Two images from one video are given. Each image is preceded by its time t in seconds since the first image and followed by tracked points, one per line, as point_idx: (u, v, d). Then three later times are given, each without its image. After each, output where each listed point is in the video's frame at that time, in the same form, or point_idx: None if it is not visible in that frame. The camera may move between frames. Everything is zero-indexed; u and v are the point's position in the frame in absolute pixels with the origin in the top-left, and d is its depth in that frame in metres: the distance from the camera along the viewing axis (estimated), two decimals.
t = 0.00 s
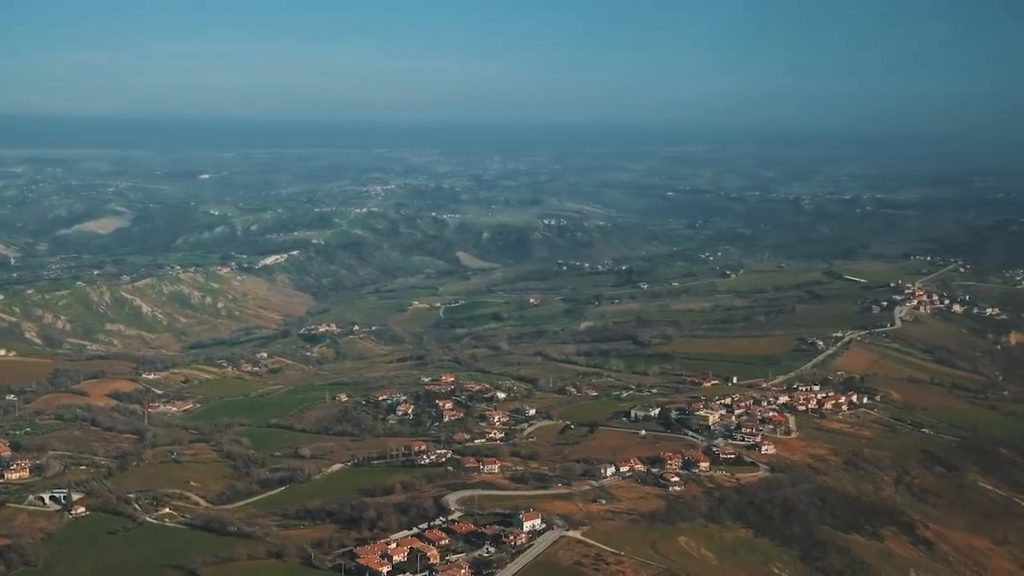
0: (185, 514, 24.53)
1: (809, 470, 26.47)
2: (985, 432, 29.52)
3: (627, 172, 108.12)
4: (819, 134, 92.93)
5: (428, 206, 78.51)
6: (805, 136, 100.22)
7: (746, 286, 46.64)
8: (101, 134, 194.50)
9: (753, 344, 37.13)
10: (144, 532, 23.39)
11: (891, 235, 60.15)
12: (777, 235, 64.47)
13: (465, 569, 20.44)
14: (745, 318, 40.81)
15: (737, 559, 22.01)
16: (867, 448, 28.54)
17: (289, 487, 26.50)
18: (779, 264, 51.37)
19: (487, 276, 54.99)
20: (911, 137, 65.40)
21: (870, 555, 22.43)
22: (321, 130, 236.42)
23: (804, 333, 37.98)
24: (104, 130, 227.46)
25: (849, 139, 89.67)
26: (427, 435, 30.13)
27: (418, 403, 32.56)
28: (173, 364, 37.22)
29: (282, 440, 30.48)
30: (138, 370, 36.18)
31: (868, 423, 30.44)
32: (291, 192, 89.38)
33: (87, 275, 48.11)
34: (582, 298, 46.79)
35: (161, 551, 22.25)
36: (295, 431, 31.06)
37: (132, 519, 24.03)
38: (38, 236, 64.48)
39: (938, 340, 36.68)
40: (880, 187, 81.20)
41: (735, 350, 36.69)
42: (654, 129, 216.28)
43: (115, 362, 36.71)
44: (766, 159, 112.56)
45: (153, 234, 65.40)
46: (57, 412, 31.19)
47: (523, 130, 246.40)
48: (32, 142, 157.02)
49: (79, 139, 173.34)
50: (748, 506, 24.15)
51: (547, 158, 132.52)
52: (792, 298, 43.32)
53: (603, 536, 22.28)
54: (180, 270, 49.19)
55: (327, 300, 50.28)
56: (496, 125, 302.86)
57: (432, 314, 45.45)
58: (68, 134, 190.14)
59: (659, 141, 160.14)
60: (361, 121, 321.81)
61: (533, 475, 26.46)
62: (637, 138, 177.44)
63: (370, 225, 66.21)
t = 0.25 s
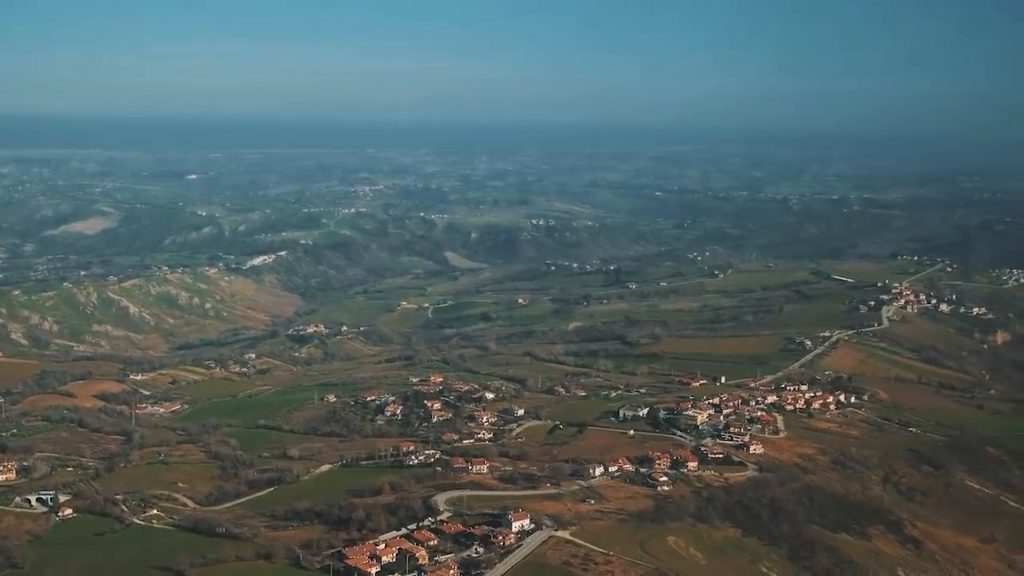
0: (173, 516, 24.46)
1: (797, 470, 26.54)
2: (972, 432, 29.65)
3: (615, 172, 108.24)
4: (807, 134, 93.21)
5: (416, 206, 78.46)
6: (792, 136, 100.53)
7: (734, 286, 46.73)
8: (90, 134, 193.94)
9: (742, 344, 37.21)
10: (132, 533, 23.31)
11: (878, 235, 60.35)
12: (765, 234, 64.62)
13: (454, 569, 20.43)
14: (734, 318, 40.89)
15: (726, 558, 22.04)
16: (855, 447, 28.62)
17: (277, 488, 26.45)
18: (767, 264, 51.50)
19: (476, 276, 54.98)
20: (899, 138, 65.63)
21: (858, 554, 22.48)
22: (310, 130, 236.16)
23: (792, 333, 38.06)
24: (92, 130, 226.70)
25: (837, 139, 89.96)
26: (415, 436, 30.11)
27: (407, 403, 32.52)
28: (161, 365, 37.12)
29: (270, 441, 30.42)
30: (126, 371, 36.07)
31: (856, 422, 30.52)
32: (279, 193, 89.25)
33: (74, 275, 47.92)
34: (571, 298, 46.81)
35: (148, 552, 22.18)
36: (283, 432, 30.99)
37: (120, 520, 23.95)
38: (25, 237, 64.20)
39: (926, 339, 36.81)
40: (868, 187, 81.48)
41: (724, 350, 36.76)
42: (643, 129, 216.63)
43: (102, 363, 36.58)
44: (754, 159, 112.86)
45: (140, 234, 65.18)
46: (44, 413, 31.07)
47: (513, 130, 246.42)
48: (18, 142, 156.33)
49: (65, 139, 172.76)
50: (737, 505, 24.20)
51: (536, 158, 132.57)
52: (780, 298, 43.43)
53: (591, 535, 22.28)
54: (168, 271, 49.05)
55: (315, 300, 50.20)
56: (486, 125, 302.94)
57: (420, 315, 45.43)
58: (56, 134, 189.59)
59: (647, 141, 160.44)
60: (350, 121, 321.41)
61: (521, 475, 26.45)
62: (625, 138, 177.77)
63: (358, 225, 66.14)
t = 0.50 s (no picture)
0: (162, 516, 24.40)
1: (787, 469, 26.58)
2: (960, 430, 29.77)
3: (605, 172, 108.31)
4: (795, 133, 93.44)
5: (405, 206, 78.38)
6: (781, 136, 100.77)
7: (724, 285, 46.80)
8: (78, 134, 193.31)
9: (732, 343, 37.27)
10: (121, 534, 23.25)
11: (867, 234, 60.52)
12: (754, 234, 64.73)
13: (444, 569, 20.42)
14: (723, 317, 40.95)
15: (716, 557, 22.06)
16: (844, 445, 28.70)
17: (267, 488, 26.40)
18: (757, 264, 51.58)
19: (465, 276, 54.96)
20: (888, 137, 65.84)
21: (847, 552, 22.53)
22: (300, 129, 235.83)
23: (782, 332, 38.13)
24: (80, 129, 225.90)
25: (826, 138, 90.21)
26: (405, 436, 30.08)
27: (396, 403, 32.49)
28: (150, 365, 37.03)
29: (259, 441, 30.36)
30: (114, 371, 35.97)
31: (845, 421, 30.60)
32: (268, 192, 89.06)
33: (62, 276, 47.74)
34: (560, 298, 46.82)
35: (137, 553, 22.13)
36: (272, 432, 30.94)
37: (109, 521, 23.89)
38: (12, 238, 63.90)
39: (914, 338, 36.93)
40: (856, 186, 81.73)
41: (713, 349, 36.80)
42: (633, 129, 216.94)
43: (91, 363, 36.46)
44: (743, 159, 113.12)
45: (128, 234, 64.96)
46: (32, 414, 30.97)
47: (503, 129, 246.34)
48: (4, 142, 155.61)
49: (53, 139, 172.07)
50: (726, 504, 24.24)
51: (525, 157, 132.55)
52: (769, 297, 43.50)
53: (581, 535, 22.29)
54: (157, 271, 48.91)
55: (304, 300, 50.11)
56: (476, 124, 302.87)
57: (410, 315, 45.40)
58: (44, 134, 188.92)
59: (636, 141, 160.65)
60: (340, 121, 320.99)
61: (511, 475, 26.43)
62: (613, 138, 178.01)
63: (348, 225, 66.04)
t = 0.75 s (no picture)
0: (152, 517, 24.32)
1: (777, 468, 26.62)
2: (949, 429, 29.88)
3: (594, 172, 108.35)
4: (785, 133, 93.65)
5: (395, 206, 78.28)
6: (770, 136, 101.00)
7: (713, 284, 46.87)
8: (68, 134, 192.61)
9: (722, 342, 37.31)
10: (110, 535, 23.17)
11: (856, 234, 60.70)
12: (744, 233, 64.83)
13: (434, 569, 20.38)
14: (713, 316, 41.00)
15: (706, 556, 22.06)
16: (834, 444, 28.75)
17: (257, 489, 26.34)
18: (746, 263, 51.68)
19: (455, 275, 54.93)
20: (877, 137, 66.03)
21: (837, 550, 22.56)
22: (290, 129, 235.26)
23: (771, 331, 38.19)
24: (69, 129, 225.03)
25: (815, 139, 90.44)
26: (395, 435, 30.04)
27: (386, 403, 32.45)
28: (138, 366, 36.91)
29: (249, 442, 30.28)
30: (103, 372, 35.85)
31: (834, 420, 30.67)
32: (256, 192, 88.85)
33: (50, 276, 47.50)
34: (550, 298, 46.82)
35: (126, 554, 22.04)
36: (262, 433, 30.88)
37: (98, 522, 23.80)
38: None
39: (903, 337, 37.05)
40: (845, 185, 81.96)
41: (704, 349, 36.83)
42: (622, 129, 217.16)
43: (80, 364, 36.32)
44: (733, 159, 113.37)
45: (117, 235, 64.71)
46: (20, 415, 30.84)
47: (493, 129, 246.28)
48: None
49: (41, 139, 171.31)
50: (716, 503, 24.26)
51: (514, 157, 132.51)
52: (758, 296, 43.58)
53: (571, 534, 22.27)
54: (145, 271, 48.74)
55: (294, 300, 50.01)
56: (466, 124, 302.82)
57: (400, 315, 45.34)
58: (33, 134, 188.20)
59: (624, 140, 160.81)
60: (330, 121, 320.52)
61: (501, 474, 26.40)
62: (602, 138, 178.21)
63: (337, 225, 65.93)
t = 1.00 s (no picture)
0: (141, 519, 24.25)
1: (766, 467, 26.67)
2: (937, 428, 30.00)
3: (584, 171, 108.40)
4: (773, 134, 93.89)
5: (384, 206, 78.22)
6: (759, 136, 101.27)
7: (703, 284, 46.95)
8: (57, 134, 192.03)
9: (712, 342, 37.37)
10: (99, 536, 23.10)
11: (844, 233, 60.89)
12: (733, 233, 64.95)
13: (424, 569, 20.35)
14: (702, 316, 41.06)
15: (696, 555, 22.09)
16: (822, 444, 28.82)
17: (246, 489, 26.29)
18: (735, 263, 51.79)
19: (444, 276, 54.93)
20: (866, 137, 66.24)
21: (826, 549, 22.62)
22: (280, 129, 234.88)
23: (760, 331, 38.27)
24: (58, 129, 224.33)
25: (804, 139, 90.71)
26: (384, 436, 30.03)
27: (376, 404, 32.43)
28: (127, 367, 36.81)
29: (237, 443, 30.22)
30: (91, 372, 35.75)
31: (823, 419, 30.76)
32: (244, 193, 88.64)
33: (38, 277, 47.31)
34: (539, 298, 46.84)
35: (115, 556, 21.98)
36: (251, 433, 30.82)
37: (86, 524, 23.72)
38: None
39: (891, 336, 37.19)
40: (834, 185, 82.22)
41: (693, 348, 36.88)
42: (611, 129, 217.41)
43: (68, 365, 36.20)
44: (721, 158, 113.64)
45: (104, 235, 64.48)
46: (7, 416, 30.73)
47: (483, 129, 246.31)
48: None
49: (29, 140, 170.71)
50: (706, 503, 24.30)
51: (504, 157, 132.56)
52: (747, 296, 43.68)
53: (561, 534, 22.27)
54: (134, 272, 48.59)
55: (283, 301, 49.92)
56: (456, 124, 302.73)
57: (389, 315, 45.33)
58: (22, 134, 187.59)
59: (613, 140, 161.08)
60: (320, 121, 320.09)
61: (491, 474, 26.39)
62: (591, 138, 178.48)
63: (326, 225, 65.84)
